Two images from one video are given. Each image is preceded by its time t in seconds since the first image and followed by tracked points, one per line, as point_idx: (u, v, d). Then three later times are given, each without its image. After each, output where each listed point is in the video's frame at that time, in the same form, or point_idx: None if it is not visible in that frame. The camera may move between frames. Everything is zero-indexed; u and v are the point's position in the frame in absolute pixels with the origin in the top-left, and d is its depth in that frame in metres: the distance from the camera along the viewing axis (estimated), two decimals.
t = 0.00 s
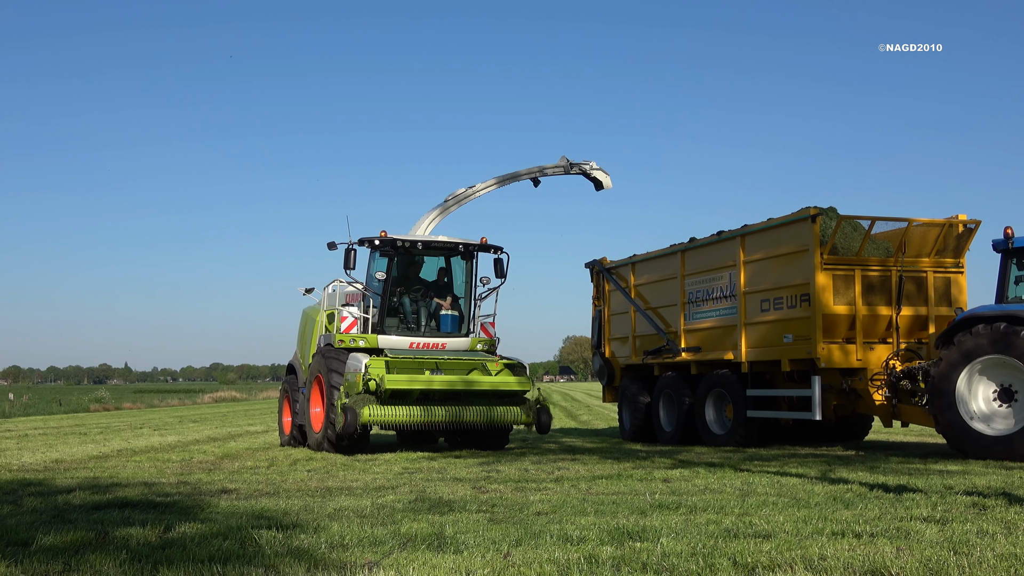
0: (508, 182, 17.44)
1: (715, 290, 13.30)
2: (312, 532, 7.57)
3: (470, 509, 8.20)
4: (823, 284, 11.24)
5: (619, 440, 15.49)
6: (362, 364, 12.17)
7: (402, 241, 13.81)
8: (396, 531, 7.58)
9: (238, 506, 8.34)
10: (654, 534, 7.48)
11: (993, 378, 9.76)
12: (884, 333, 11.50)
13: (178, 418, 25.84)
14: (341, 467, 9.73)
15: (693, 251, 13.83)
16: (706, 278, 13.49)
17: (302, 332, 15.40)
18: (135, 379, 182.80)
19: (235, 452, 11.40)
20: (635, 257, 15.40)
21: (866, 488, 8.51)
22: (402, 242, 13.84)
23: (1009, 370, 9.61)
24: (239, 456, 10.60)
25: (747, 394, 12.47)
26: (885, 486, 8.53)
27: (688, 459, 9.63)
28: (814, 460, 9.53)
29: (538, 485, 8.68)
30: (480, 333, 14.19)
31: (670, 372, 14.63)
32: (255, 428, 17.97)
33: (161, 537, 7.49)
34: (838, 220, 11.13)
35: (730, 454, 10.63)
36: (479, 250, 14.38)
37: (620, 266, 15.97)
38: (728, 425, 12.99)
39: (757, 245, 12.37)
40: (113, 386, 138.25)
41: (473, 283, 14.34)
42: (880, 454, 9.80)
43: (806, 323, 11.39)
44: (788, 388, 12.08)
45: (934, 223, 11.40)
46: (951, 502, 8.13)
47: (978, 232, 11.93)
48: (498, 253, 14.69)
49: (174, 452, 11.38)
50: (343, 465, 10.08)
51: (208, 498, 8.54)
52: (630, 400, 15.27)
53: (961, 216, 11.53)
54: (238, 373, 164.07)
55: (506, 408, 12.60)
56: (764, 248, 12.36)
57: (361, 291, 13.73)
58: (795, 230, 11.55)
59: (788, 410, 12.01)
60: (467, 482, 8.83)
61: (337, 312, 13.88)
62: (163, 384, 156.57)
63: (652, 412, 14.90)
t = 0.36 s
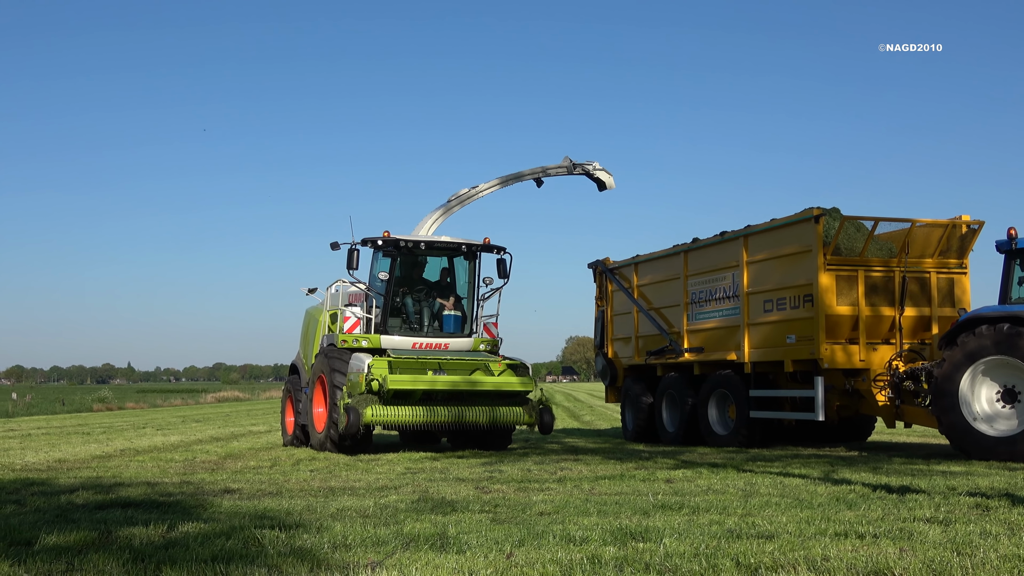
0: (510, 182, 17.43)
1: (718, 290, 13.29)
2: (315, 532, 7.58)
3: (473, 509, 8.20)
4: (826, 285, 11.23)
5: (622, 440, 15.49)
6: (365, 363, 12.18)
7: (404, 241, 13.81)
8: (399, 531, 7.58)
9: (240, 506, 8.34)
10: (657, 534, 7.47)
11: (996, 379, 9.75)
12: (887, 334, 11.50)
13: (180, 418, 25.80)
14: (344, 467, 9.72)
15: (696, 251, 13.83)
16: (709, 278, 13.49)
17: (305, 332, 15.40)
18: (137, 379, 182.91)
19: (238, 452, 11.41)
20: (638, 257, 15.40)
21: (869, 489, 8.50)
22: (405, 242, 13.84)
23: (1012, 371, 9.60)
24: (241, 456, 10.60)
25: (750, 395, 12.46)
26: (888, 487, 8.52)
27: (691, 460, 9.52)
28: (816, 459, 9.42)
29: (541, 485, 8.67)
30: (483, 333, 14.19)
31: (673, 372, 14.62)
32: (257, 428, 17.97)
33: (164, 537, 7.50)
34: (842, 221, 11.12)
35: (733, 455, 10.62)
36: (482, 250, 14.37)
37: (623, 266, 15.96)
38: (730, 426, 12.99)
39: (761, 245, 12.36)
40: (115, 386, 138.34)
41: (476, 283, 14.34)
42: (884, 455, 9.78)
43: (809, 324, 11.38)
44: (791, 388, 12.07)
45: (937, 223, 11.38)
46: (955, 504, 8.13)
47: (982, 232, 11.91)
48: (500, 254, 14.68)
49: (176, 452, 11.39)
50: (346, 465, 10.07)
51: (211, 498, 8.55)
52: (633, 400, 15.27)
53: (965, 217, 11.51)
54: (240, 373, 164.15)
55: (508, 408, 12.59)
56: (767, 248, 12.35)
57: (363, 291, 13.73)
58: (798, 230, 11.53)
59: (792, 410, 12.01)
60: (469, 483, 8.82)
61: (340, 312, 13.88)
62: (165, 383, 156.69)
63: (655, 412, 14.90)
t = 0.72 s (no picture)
0: (513, 180, 17.20)
1: (725, 291, 13.06)
2: (311, 539, 7.34)
3: (473, 515, 7.96)
4: (837, 285, 11.00)
5: (627, 445, 15.25)
6: (363, 366, 11.95)
7: (404, 240, 13.57)
8: (398, 539, 7.34)
9: (235, 512, 8.10)
10: (662, 541, 7.23)
11: (1012, 382, 9.50)
12: (900, 336, 11.26)
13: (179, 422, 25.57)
14: (341, 472, 9.47)
15: (703, 250, 13.59)
16: (717, 279, 13.25)
17: (301, 333, 15.16)
18: (137, 381, 182.69)
19: (233, 457, 11.16)
20: (644, 257, 15.16)
21: (881, 495, 8.24)
22: (404, 241, 13.60)
23: None
24: (236, 461, 10.35)
25: (758, 398, 12.22)
26: (901, 493, 8.27)
27: (699, 465, 9.26)
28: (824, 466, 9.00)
29: (544, 491, 8.43)
30: (484, 335, 13.96)
31: (680, 375, 14.38)
32: (253, 432, 17.70)
33: (156, 544, 7.26)
34: (853, 219, 10.89)
35: (740, 460, 10.37)
36: (483, 250, 14.13)
37: (628, 266, 15.73)
38: (738, 430, 12.75)
39: (770, 245, 12.13)
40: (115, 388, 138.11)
41: (476, 283, 14.10)
42: (896, 460, 9.53)
43: (819, 326, 11.15)
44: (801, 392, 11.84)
45: (951, 222, 11.14)
46: (970, 510, 7.88)
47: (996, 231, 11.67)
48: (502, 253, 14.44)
49: (170, 456, 11.14)
50: (343, 470, 9.83)
51: (204, 504, 8.31)
52: (638, 404, 15.04)
53: (979, 215, 11.28)
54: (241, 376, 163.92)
55: (510, 412, 12.33)
56: (776, 247, 12.13)
57: (362, 291, 13.50)
58: (807, 229, 11.32)
59: (801, 414, 11.77)
60: (470, 488, 8.58)
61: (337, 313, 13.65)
62: (166, 386, 156.43)
63: (661, 416, 14.66)
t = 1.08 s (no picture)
0: (514, 175, 16.77)
1: (738, 292, 12.64)
2: (301, 553, 6.92)
3: (472, 528, 7.54)
4: (855, 285, 10.60)
5: (634, 453, 14.82)
6: (356, 371, 11.53)
7: (399, 239, 13.16)
8: (392, 552, 6.92)
9: (221, 525, 7.68)
10: (672, 555, 6.80)
11: None
12: (921, 339, 10.84)
13: (163, 429, 25.00)
14: (333, 482, 9.04)
15: (714, 249, 13.19)
16: (728, 279, 12.84)
17: (291, 336, 14.74)
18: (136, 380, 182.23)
19: (221, 466, 10.72)
20: (651, 256, 14.75)
21: (901, 507, 7.82)
22: (399, 240, 13.19)
23: None
24: (223, 470, 9.92)
25: (772, 405, 11.81)
26: (922, 505, 7.84)
27: (709, 474, 8.88)
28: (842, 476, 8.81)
29: (547, 502, 8.00)
30: (483, 338, 13.54)
31: (689, 380, 13.96)
32: (242, 440, 17.23)
33: (136, 559, 6.83)
34: (872, 216, 10.49)
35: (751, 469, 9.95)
36: (481, 248, 13.72)
37: (635, 266, 15.31)
38: (751, 438, 12.34)
39: (784, 243, 11.72)
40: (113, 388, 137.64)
41: (475, 284, 13.69)
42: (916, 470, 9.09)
43: (836, 328, 10.74)
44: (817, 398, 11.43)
45: (975, 219, 10.73)
46: (995, 523, 7.46)
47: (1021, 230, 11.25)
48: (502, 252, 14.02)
49: (154, 465, 10.70)
50: (335, 480, 9.40)
51: (189, 516, 7.88)
52: (646, 410, 14.62)
53: (1005, 212, 10.87)
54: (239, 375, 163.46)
55: (511, 420, 11.93)
56: (790, 246, 11.72)
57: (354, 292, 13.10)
58: (824, 226, 10.91)
59: (817, 421, 11.36)
60: (468, 499, 8.15)
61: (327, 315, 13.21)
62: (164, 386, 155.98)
63: (670, 422, 14.24)
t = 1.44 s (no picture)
0: (515, 171, 16.39)
1: (750, 293, 12.28)
2: (291, 569, 6.54)
3: (472, 542, 7.17)
4: (873, 286, 10.24)
5: (642, 463, 14.45)
6: (350, 377, 11.16)
7: (394, 239, 12.78)
8: (387, 568, 6.54)
9: (208, 539, 7.30)
10: (682, 570, 6.43)
11: None
12: (942, 343, 10.49)
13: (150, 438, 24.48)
14: (326, 494, 8.65)
15: (724, 249, 12.85)
16: (740, 280, 12.50)
17: (281, 340, 14.37)
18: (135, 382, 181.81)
19: (209, 476, 10.33)
20: (658, 256, 14.40)
21: (921, 519, 7.44)
22: (395, 240, 12.81)
23: None
24: (211, 481, 9.52)
25: (786, 412, 11.45)
26: (943, 517, 7.46)
27: (720, 487, 8.48)
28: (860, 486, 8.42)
29: (550, 515, 7.64)
30: (483, 343, 13.19)
31: (699, 386, 13.58)
32: (231, 450, 16.81)
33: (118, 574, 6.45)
34: (890, 214, 10.16)
35: (765, 480, 9.56)
36: (481, 248, 13.35)
37: (642, 266, 14.94)
38: (764, 447, 11.96)
39: (798, 243, 11.38)
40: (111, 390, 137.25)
41: (474, 285, 13.32)
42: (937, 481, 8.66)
43: (854, 332, 10.39)
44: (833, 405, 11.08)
45: (999, 217, 10.41)
46: (1022, 536, 7.08)
47: None
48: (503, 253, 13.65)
49: (139, 476, 10.31)
50: (328, 492, 9.01)
51: (174, 529, 7.50)
52: (654, 418, 14.26)
53: None
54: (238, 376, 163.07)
55: (510, 428, 11.52)
56: (805, 245, 11.36)
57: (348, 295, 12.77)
58: (841, 225, 10.56)
59: (834, 430, 11.01)
60: (468, 512, 7.78)
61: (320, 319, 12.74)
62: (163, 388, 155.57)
63: (679, 430, 13.87)
